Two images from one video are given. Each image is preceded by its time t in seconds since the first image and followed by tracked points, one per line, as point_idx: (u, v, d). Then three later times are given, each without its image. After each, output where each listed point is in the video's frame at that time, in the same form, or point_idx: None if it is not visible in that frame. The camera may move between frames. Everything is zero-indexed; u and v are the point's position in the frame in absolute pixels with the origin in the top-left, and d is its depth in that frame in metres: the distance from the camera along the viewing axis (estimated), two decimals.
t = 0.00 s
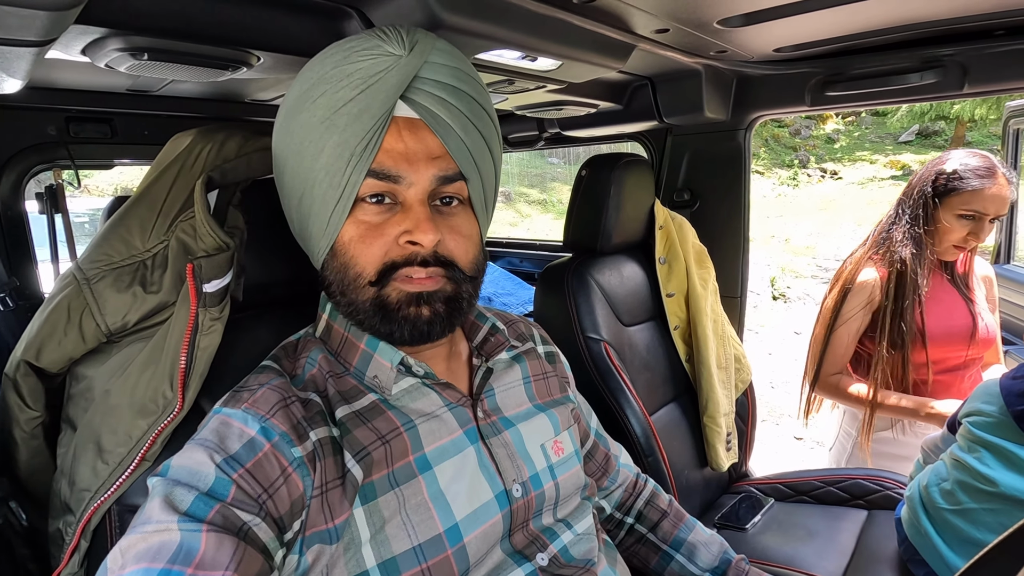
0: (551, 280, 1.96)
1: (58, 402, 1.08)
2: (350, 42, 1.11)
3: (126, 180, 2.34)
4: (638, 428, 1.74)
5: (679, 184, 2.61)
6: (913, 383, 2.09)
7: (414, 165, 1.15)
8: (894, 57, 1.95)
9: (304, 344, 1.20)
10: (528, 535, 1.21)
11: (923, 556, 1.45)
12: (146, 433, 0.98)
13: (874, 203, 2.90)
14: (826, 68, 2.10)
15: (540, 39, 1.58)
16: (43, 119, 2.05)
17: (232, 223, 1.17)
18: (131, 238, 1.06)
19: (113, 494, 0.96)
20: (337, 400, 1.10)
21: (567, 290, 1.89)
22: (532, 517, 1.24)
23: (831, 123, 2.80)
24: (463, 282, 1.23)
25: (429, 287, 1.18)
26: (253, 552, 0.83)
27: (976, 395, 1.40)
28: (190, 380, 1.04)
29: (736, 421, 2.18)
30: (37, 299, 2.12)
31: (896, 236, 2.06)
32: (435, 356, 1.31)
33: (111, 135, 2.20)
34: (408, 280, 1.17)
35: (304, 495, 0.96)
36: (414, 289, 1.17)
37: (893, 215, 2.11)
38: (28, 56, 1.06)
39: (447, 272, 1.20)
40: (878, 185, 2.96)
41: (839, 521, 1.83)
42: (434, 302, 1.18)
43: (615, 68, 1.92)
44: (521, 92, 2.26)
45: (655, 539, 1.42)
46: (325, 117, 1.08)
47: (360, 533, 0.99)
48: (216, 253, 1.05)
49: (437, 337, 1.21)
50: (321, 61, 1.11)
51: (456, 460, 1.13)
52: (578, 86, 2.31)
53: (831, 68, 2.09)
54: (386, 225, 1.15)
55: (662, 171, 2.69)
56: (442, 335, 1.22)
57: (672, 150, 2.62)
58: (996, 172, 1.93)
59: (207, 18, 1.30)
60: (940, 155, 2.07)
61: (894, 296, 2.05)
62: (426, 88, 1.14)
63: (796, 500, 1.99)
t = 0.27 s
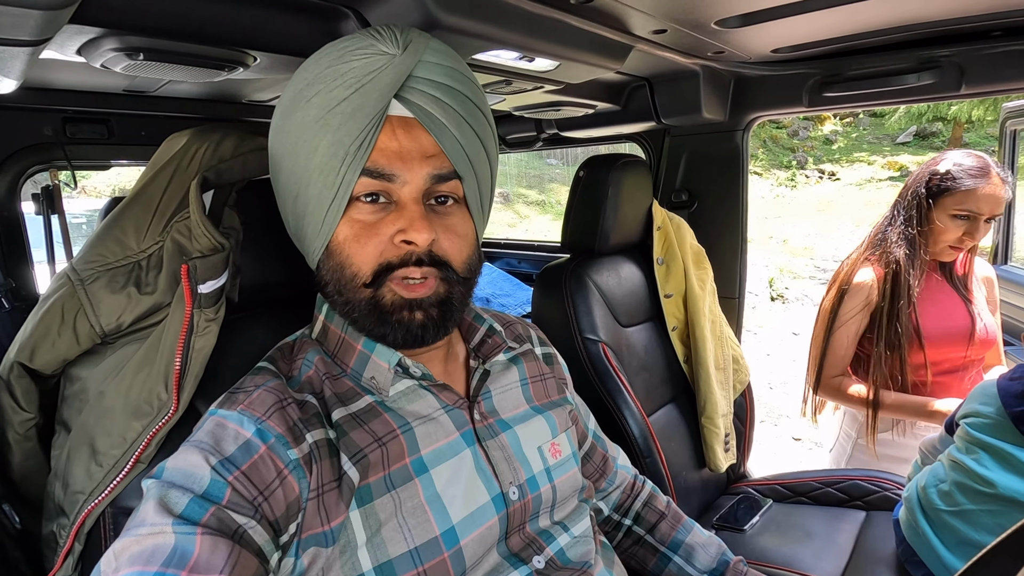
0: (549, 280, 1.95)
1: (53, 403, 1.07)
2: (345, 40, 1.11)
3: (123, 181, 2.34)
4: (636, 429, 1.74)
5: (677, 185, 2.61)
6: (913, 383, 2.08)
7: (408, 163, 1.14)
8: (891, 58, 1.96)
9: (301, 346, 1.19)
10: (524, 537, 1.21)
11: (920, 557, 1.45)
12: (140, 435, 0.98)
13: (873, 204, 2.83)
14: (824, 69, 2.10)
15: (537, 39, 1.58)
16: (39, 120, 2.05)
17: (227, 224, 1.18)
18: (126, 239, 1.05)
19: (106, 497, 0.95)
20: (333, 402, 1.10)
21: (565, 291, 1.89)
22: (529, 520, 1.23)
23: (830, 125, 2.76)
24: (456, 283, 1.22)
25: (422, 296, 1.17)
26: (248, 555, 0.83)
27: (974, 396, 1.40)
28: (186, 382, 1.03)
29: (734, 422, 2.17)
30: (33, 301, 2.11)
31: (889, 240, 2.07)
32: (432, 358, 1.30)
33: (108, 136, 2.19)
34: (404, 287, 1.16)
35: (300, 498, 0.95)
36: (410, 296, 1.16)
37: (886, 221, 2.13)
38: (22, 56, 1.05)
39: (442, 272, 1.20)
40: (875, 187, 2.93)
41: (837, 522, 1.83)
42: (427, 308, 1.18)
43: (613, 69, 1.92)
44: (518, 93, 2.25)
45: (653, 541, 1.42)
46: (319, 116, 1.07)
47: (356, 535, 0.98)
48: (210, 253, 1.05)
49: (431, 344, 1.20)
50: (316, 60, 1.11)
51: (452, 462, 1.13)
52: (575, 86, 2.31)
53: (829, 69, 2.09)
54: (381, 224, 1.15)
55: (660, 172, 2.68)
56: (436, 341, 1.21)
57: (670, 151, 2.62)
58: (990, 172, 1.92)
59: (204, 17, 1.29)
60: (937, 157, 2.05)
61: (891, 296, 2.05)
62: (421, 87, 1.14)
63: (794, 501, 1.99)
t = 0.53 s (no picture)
0: (546, 281, 1.95)
1: (49, 405, 1.07)
2: (341, 43, 1.11)
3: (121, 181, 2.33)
4: (634, 430, 1.74)
5: (675, 186, 2.61)
6: (908, 383, 2.08)
7: (405, 170, 1.14)
8: (888, 59, 1.96)
9: (297, 346, 1.19)
10: (521, 538, 1.21)
11: (917, 556, 1.45)
12: (137, 436, 0.98)
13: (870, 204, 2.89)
14: (821, 70, 2.10)
15: (534, 40, 1.58)
16: (36, 120, 2.04)
17: (224, 225, 1.16)
18: (123, 239, 1.05)
19: (103, 498, 0.95)
20: (330, 402, 1.10)
21: (563, 291, 1.89)
22: (526, 520, 1.23)
23: (825, 126, 2.83)
24: (452, 290, 1.22)
25: (415, 303, 1.17)
26: (245, 555, 0.83)
27: (971, 396, 1.40)
28: (182, 382, 1.03)
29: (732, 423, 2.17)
30: (30, 302, 2.11)
31: (889, 240, 2.08)
32: (429, 359, 1.30)
33: (105, 136, 2.19)
34: (396, 294, 1.17)
35: (296, 498, 0.95)
36: (401, 305, 1.17)
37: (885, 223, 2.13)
38: (18, 56, 1.05)
39: (436, 279, 1.20)
40: (874, 187, 2.96)
41: (835, 522, 1.83)
42: (423, 316, 1.18)
43: (611, 70, 1.93)
44: (516, 94, 2.25)
45: (650, 541, 1.42)
46: (314, 119, 1.07)
47: (353, 536, 0.98)
48: (207, 254, 1.04)
49: (429, 349, 1.20)
50: (311, 62, 1.10)
51: (449, 463, 1.13)
52: (573, 87, 2.31)
53: (826, 70, 2.10)
54: (376, 231, 1.15)
55: (658, 173, 2.69)
56: (432, 347, 1.21)
57: (668, 152, 2.62)
58: (990, 173, 1.93)
59: (200, 18, 1.29)
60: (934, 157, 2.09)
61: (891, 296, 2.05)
62: (417, 90, 1.13)
63: (792, 501, 1.99)
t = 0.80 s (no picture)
0: (544, 282, 1.95)
1: (46, 405, 1.07)
2: (337, 43, 1.11)
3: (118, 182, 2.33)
4: (632, 430, 1.74)
5: (673, 186, 2.61)
6: (898, 381, 2.11)
7: (400, 169, 1.15)
8: (885, 60, 1.97)
9: (295, 345, 1.19)
10: (518, 537, 1.21)
11: (913, 555, 1.46)
12: (134, 435, 0.98)
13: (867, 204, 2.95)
14: (818, 71, 2.11)
15: (531, 40, 1.59)
16: (33, 121, 2.04)
17: (222, 224, 1.16)
18: (120, 239, 1.05)
19: (100, 498, 0.95)
20: (328, 401, 1.10)
21: (561, 291, 1.89)
22: (522, 520, 1.23)
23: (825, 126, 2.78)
24: (448, 288, 1.22)
25: (413, 293, 1.17)
26: (242, 554, 0.83)
27: (967, 396, 1.41)
28: (179, 381, 1.04)
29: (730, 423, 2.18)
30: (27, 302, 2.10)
31: (887, 240, 2.08)
32: (426, 358, 1.30)
33: (102, 137, 2.19)
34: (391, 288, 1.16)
35: (294, 497, 0.95)
36: (399, 295, 1.16)
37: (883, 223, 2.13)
38: (15, 56, 1.05)
39: (433, 276, 1.20)
40: (871, 187, 3.03)
41: (833, 522, 1.83)
42: (419, 308, 1.18)
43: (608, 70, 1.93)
44: (514, 94, 2.25)
45: (648, 541, 1.42)
46: (310, 119, 1.08)
47: (350, 535, 0.98)
48: (205, 253, 1.05)
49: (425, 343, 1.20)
50: (308, 62, 1.10)
51: (446, 462, 1.13)
52: (571, 88, 2.31)
53: (823, 71, 2.10)
54: (371, 229, 1.15)
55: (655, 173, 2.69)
56: (428, 343, 1.21)
57: (665, 152, 2.62)
58: (991, 177, 1.93)
59: (197, 18, 1.29)
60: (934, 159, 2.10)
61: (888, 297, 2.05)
62: (412, 89, 1.14)
63: (789, 501, 1.99)
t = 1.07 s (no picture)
0: (543, 284, 1.95)
1: (45, 408, 1.06)
2: (336, 43, 1.11)
3: (117, 184, 2.32)
4: (632, 432, 1.74)
5: (672, 187, 2.61)
6: (890, 379, 2.10)
7: (400, 166, 1.15)
8: (883, 62, 1.97)
9: (295, 348, 1.19)
10: (519, 539, 1.20)
11: (914, 557, 1.46)
12: (134, 439, 0.97)
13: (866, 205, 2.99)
14: (817, 73, 2.11)
15: (531, 42, 1.59)
16: (31, 122, 2.04)
17: (222, 226, 1.16)
18: (119, 242, 1.05)
19: (99, 502, 0.95)
20: (329, 403, 1.10)
21: (560, 293, 1.89)
22: (523, 521, 1.23)
23: (824, 128, 2.87)
24: (450, 285, 1.22)
25: (414, 295, 1.17)
26: (243, 558, 0.82)
27: (967, 397, 1.42)
28: (179, 384, 1.03)
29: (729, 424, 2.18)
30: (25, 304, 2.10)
31: (879, 239, 2.08)
32: (426, 360, 1.30)
33: (101, 138, 2.18)
34: (394, 287, 1.16)
35: (295, 499, 0.95)
36: (399, 296, 1.17)
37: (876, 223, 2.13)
38: (14, 58, 1.05)
39: (434, 273, 1.20)
40: (867, 189, 3.04)
41: (832, 523, 1.83)
42: (421, 310, 1.18)
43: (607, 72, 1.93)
44: (513, 96, 2.25)
45: (648, 542, 1.42)
46: (309, 118, 1.07)
47: (351, 537, 0.98)
48: (205, 256, 1.04)
49: (426, 344, 1.20)
50: (307, 62, 1.10)
51: (447, 464, 1.13)
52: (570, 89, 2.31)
53: (822, 73, 2.10)
54: (372, 226, 1.15)
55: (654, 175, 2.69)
56: (429, 342, 1.21)
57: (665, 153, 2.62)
58: (983, 179, 1.93)
59: (196, 20, 1.29)
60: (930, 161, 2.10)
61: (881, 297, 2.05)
62: (411, 89, 1.14)
63: (789, 502, 1.99)
